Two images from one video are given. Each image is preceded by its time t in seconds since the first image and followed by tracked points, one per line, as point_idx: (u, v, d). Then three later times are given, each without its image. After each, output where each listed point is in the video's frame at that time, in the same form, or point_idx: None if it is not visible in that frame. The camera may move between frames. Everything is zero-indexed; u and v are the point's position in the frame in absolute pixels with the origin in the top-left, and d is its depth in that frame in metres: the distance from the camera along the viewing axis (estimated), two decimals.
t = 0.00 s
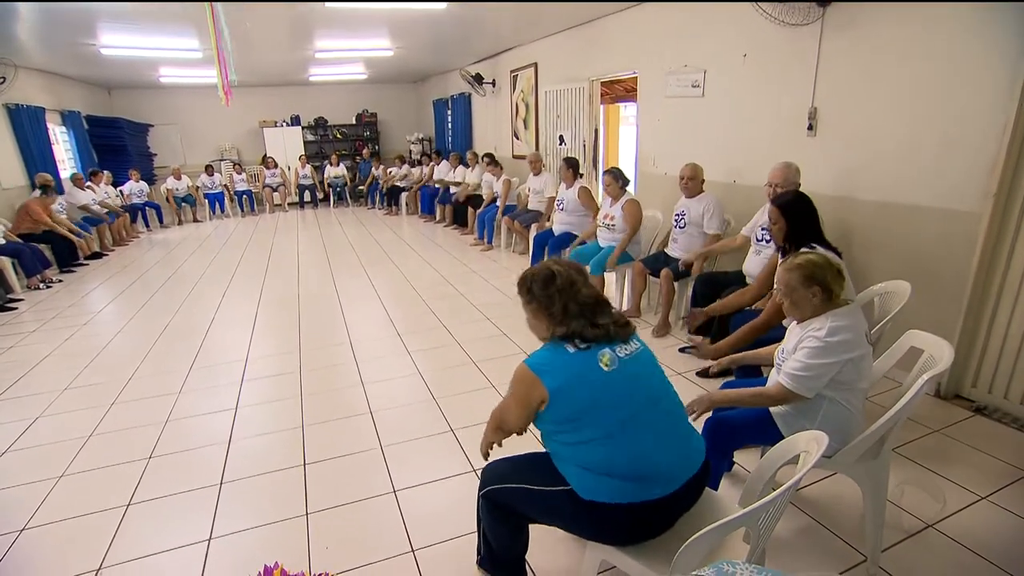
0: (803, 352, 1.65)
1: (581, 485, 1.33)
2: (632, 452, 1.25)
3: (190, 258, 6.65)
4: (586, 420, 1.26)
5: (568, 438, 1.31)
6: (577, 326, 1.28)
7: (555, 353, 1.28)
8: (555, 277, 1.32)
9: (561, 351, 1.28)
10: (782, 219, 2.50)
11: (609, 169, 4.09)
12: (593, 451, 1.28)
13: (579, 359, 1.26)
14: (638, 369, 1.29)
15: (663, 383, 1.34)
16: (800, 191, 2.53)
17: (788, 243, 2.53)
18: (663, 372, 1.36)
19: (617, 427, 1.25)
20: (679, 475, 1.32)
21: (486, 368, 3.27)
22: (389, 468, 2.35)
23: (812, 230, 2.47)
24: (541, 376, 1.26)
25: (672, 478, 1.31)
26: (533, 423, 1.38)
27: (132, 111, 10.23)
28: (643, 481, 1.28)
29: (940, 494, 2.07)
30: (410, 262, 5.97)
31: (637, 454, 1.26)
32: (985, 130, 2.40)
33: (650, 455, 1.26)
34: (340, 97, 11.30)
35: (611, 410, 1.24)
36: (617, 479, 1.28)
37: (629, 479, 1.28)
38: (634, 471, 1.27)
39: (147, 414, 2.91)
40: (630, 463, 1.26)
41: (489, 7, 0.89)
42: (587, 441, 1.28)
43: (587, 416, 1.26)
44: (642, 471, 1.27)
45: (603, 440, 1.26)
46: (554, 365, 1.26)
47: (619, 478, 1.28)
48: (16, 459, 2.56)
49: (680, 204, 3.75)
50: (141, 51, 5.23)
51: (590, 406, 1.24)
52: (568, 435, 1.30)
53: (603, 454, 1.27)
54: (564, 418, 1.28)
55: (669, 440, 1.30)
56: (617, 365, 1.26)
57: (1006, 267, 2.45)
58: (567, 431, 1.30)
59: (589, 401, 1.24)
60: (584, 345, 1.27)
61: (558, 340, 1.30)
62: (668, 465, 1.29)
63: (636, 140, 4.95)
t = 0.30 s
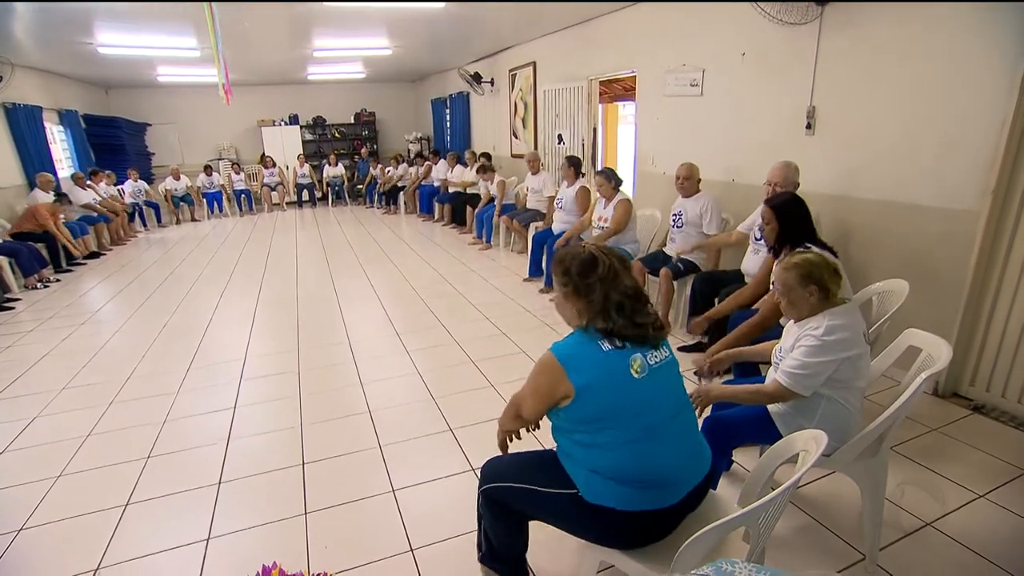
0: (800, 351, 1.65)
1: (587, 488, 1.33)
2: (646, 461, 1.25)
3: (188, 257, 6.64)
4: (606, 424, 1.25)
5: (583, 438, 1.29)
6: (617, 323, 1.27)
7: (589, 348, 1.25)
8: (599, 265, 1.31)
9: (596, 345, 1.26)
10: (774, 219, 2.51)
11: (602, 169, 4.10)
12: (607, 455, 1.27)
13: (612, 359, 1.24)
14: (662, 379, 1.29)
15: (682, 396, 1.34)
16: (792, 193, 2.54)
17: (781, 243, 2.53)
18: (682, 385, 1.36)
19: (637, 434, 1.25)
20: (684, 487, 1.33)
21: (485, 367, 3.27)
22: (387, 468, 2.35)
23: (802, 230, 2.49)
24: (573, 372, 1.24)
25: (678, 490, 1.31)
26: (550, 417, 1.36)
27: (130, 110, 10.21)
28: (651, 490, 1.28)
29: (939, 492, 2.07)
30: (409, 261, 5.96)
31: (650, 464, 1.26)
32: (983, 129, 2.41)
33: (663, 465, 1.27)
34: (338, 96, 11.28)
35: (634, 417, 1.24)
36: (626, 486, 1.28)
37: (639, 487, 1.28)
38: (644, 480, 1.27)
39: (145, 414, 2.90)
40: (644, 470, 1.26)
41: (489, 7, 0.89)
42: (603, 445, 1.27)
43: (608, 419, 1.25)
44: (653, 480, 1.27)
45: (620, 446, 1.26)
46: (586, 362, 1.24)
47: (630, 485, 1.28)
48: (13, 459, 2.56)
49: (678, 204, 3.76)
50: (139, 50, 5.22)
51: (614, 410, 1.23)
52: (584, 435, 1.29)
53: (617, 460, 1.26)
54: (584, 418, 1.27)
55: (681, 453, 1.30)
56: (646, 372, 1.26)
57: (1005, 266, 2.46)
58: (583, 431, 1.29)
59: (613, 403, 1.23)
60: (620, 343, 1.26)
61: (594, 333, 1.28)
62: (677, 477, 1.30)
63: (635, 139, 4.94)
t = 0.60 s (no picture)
0: (799, 347, 1.66)
1: (574, 477, 1.33)
2: (619, 439, 1.27)
3: (183, 257, 6.61)
4: (572, 409, 1.27)
5: (556, 428, 1.31)
6: (559, 320, 1.30)
7: (538, 346, 1.29)
8: (543, 270, 1.34)
9: (544, 342, 1.29)
10: (772, 217, 2.51)
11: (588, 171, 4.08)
12: (582, 440, 1.29)
13: (563, 350, 1.27)
14: (620, 357, 1.31)
15: (648, 372, 1.36)
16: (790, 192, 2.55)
17: (777, 241, 2.54)
18: (647, 360, 1.38)
19: (604, 415, 1.27)
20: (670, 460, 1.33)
21: (482, 366, 3.27)
22: (385, 466, 2.35)
23: (802, 229, 2.50)
24: (526, 368, 1.27)
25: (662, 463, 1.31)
26: (523, 416, 1.39)
27: (124, 109, 10.15)
28: (634, 467, 1.29)
29: (934, 489, 2.08)
30: (405, 260, 5.95)
31: (625, 441, 1.27)
32: (978, 127, 2.42)
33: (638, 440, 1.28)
34: (334, 94, 11.25)
35: (597, 399, 1.26)
36: (609, 467, 1.29)
37: (620, 467, 1.29)
38: (625, 457, 1.28)
39: (141, 414, 2.89)
40: (620, 448, 1.27)
41: (487, 6, 0.88)
42: (576, 431, 1.29)
43: (573, 404, 1.27)
44: (632, 456, 1.28)
45: (590, 429, 1.27)
46: (536, 357, 1.28)
47: (610, 465, 1.29)
48: (7, 460, 2.54)
49: (674, 202, 3.77)
50: (133, 48, 5.19)
51: (575, 395, 1.26)
52: (557, 426, 1.31)
53: (593, 444, 1.28)
54: (551, 409, 1.29)
55: (657, 425, 1.31)
56: (600, 354, 1.28)
57: (1000, 264, 2.47)
58: (555, 422, 1.31)
59: (573, 389, 1.26)
60: (567, 337, 1.29)
61: (541, 333, 1.32)
62: (657, 449, 1.30)
63: (632, 137, 4.95)
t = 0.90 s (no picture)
0: (801, 344, 1.66)
1: (580, 449, 1.31)
2: (609, 396, 1.29)
3: (183, 254, 6.61)
4: (560, 377, 1.30)
5: (551, 403, 1.33)
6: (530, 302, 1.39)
7: (516, 330, 1.36)
8: (501, 267, 1.46)
9: (518, 326, 1.37)
10: (775, 215, 2.50)
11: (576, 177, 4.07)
12: (577, 406, 1.30)
13: (538, 327, 1.34)
14: (595, 324, 1.38)
15: (628, 337, 1.40)
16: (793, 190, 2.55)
17: (779, 238, 2.54)
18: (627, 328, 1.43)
19: (589, 377, 1.30)
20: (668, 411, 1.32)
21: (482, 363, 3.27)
22: (385, 464, 2.36)
23: (804, 227, 2.50)
24: (507, 352, 1.33)
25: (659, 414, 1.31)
26: (520, 406, 1.41)
27: (124, 106, 10.14)
28: (633, 423, 1.29)
29: (933, 486, 2.09)
30: (405, 258, 5.95)
31: (617, 395, 1.29)
32: (978, 126, 2.41)
33: (628, 394, 1.29)
34: (334, 92, 11.23)
35: (580, 363, 1.30)
36: (610, 426, 1.29)
37: (619, 425, 1.29)
38: (622, 414, 1.29)
39: (140, 412, 2.89)
40: (612, 404, 1.28)
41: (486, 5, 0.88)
42: (569, 400, 1.30)
43: (558, 373, 1.30)
44: (626, 410, 1.29)
45: (580, 395, 1.30)
46: (516, 340, 1.34)
47: (608, 424, 1.29)
48: (7, 457, 2.55)
49: (673, 201, 3.77)
50: (132, 45, 5.18)
51: (559, 364, 1.30)
52: (551, 403, 1.33)
53: (588, 407, 1.29)
54: (541, 384, 1.32)
55: (645, 379, 1.33)
56: (575, 324, 1.36)
57: (1000, 262, 2.47)
58: (548, 397, 1.33)
59: (555, 359, 1.30)
60: (536, 316, 1.37)
61: (517, 317, 1.40)
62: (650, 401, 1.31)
63: (631, 135, 4.94)
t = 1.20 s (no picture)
0: (800, 338, 1.66)
1: (596, 463, 1.31)
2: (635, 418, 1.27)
3: (180, 253, 6.59)
4: (586, 394, 1.26)
5: (573, 417, 1.30)
6: (556, 307, 1.35)
7: (542, 337, 1.30)
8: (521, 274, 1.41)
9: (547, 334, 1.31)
10: (773, 211, 2.51)
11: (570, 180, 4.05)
12: (600, 425, 1.27)
13: (568, 336, 1.28)
14: (624, 338, 1.33)
15: (654, 352, 1.37)
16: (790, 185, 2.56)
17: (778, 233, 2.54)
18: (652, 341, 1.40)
19: (618, 397, 1.27)
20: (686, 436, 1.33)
21: (480, 360, 3.27)
22: (384, 461, 2.36)
23: (802, 223, 2.51)
24: (533, 361, 1.27)
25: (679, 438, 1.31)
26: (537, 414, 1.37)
27: (119, 104, 10.10)
28: (654, 446, 1.28)
29: (929, 480, 2.10)
30: (403, 255, 5.94)
31: (642, 419, 1.27)
32: (975, 122, 2.42)
33: (655, 418, 1.28)
34: (330, 89, 11.19)
35: (611, 381, 1.26)
36: (629, 448, 1.28)
37: (642, 447, 1.28)
38: (643, 436, 1.27)
39: (138, 411, 2.89)
40: (638, 427, 1.27)
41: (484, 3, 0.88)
42: (594, 416, 1.27)
43: (587, 388, 1.26)
44: (651, 434, 1.28)
45: (606, 413, 1.27)
46: (543, 348, 1.28)
47: (631, 445, 1.28)
48: (5, 456, 2.54)
49: (670, 198, 3.78)
50: (127, 43, 5.15)
51: (589, 379, 1.26)
52: (574, 415, 1.30)
53: (610, 426, 1.27)
54: (565, 397, 1.28)
55: (671, 402, 1.32)
56: (605, 337, 1.30)
57: (997, 257, 2.48)
58: (570, 410, 1.30)
59: (582, 375, 1.25)
60: (563, 325, 1.32)
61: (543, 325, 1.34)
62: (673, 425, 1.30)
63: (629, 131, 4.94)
